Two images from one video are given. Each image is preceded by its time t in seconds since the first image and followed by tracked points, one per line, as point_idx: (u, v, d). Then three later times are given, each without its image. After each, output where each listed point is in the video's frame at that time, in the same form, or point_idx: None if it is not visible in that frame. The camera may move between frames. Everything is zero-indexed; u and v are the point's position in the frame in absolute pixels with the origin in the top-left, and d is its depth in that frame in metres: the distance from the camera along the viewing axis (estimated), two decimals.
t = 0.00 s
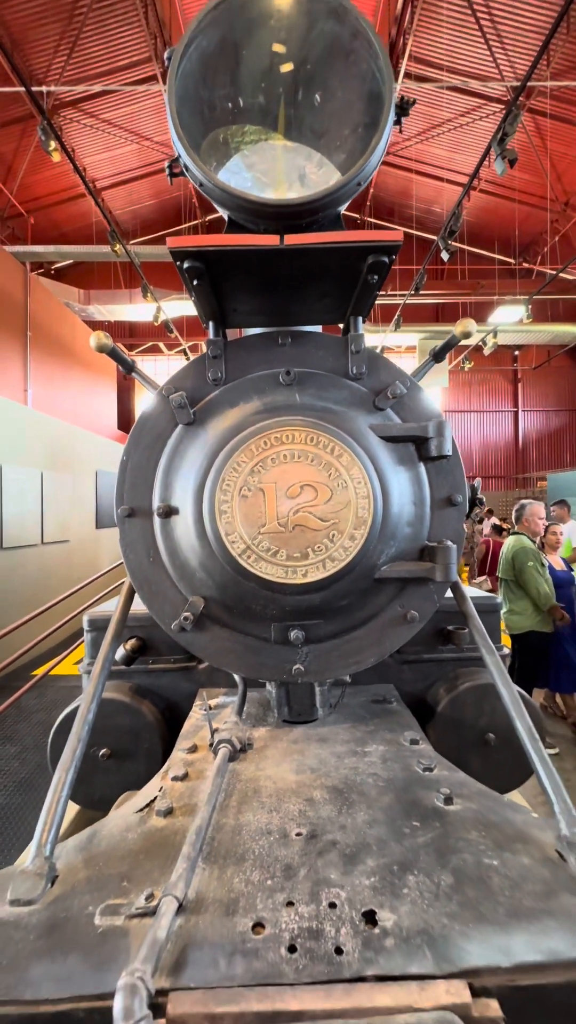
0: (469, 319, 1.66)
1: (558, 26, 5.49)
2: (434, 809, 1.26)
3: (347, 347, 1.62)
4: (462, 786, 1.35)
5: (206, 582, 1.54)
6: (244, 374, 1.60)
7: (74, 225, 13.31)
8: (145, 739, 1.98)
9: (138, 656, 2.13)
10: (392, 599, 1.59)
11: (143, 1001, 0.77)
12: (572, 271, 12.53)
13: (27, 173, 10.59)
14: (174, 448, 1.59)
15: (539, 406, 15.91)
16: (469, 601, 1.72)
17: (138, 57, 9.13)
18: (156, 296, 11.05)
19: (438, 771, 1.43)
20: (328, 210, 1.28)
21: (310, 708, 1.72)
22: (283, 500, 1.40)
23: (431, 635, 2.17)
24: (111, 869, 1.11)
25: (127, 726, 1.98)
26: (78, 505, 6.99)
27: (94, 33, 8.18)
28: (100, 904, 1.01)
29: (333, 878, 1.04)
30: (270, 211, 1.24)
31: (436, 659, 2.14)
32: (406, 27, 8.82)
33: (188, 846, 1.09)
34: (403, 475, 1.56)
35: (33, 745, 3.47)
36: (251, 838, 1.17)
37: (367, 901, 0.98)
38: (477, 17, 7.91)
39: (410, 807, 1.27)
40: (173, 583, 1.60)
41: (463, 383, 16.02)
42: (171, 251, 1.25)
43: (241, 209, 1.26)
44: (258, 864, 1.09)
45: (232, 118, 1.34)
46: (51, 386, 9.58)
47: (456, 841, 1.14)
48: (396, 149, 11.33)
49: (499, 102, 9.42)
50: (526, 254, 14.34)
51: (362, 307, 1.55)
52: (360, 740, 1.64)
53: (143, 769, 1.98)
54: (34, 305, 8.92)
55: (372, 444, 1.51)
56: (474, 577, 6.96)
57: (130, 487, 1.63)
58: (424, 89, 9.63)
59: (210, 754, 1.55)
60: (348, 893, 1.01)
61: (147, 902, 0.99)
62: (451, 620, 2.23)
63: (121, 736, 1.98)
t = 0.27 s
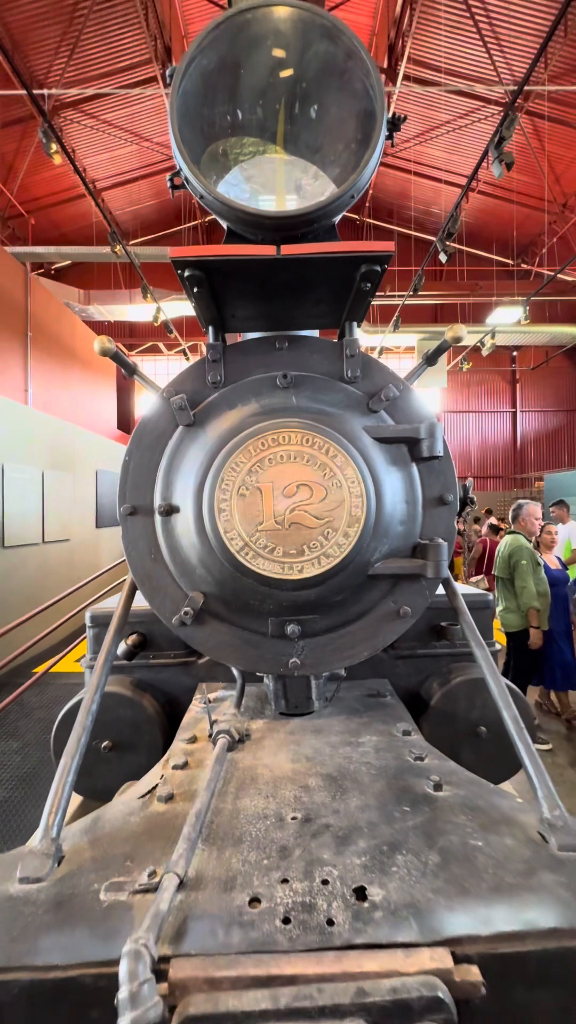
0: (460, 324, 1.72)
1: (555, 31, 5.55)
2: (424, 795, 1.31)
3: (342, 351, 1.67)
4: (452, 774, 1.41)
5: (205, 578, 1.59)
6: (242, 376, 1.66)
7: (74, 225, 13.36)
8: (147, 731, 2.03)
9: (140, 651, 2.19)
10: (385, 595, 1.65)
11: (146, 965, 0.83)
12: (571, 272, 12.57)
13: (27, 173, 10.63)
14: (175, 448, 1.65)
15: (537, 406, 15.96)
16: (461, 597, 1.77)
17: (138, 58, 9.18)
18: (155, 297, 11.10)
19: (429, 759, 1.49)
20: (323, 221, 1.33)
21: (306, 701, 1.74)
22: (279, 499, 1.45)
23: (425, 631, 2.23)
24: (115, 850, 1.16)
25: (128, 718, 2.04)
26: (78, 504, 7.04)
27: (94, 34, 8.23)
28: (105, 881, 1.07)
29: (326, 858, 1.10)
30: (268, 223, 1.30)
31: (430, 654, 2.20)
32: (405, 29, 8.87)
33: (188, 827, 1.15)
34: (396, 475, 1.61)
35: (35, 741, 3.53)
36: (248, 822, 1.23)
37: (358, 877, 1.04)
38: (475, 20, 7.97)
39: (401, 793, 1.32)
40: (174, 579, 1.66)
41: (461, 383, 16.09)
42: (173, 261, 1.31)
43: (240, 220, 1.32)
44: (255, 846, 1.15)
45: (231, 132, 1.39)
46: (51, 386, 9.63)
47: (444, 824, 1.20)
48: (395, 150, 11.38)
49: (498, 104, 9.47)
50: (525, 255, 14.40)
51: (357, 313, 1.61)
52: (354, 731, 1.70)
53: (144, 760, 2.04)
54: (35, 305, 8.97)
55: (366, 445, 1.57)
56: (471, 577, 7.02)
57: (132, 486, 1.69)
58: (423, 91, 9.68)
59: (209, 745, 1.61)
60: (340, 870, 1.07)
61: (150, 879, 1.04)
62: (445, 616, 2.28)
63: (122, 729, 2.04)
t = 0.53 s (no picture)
0: (453, 330, 1.79)
1: (552, 35, 5.60)
2: (414, 780, 1.38)
3: (338, 356, 1.74)
4: (442, 762, 1.47)
5: (206, 574, 1.66)
6: (242, 380, 1.72)
7: (76, 225, 13.41)
8: (149, 723, 2.10)
9: (142, 646, 2.26)
10: (379, 590, 1.72)
11: (152, 930, 0.90)
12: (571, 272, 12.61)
13: (29, 173, 10.69)
14: (177, 449, 1.71)
15: (537, 406, 16.00)
16: (452, 593, 1.84)
17: (140, 59, 9.21)
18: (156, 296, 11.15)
19: (420, 748, 1.55)
20: (320, 233, 1.39)
21: (303, 692, 1.80)
22: (277, 498, 1.52)
23: (420, 627, 2.30)
24: (121, 831, 1.23)
25: (132, 711, 2.11)
26: (80, 503, 7.11)
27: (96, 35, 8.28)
28: (112, 857, 1.14)
29: (320, 837, 1.17)
30: (266, 235, 1.36)
31: (425, 649, 2.26)
32: (406, 30, 8.93)
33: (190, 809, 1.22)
34: (389, 475, 1.68)
35: (39, 735, 3.60)
36: (247, 804, 1.30)
37: (349, 854, 1.11)
38: (476, 20, 8.01)
39: (393, 778, 1.39)
40: (176, 575, 1.72)
41: (461, 383, 16.13)
42: (176, 271, 1.37)
43: (239, 232, 1.38)
44: (253, 826, 1.22)
45: (231, 148, 1.46)
46: (53, 385, 9.70)
47: (433, 807, 1.26)
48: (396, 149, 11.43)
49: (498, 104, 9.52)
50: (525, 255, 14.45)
51: (352, 319, 1.68)
52: (350, 722, 1.76)
53: (147, 751, 2.10)
54: (37, 305, 9.04)
55: (361, 446, 1.63)
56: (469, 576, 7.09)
57: (136, 485, 1.75)
58: (423, 92, 9.73)
59: (210, 734, 1.68)
60: (332, 848, 1.13)
61: (153, 856, 1.11)
62: (439, 612, 2.35)
63: (126, 721, 2.11)
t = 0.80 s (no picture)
0: (447, 336, 1.85)
1: (551, 39, 5.65)
2: (407, 769, 1.44)
3: (336, 362, 1.80)
4: (434, 752, 1.53)
5: (208, 571, 1.72)
6: (243, 384, 1.79)
7: (77, 225, 13.48)
8: (153, 716, 2.16)
9: (146, 642, 2.32)
10: (375, 588, 1.78)
11: (158, 903, 0.96)
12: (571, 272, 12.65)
13: (31, 174, 10.74)
14: (180, 451, 1.77)
15: (537, 405, 16.03)
16: (446, 590, 1.90)
17: (141, 60, 9.24)
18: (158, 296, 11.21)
19: (414, 740, 1.61)
20: (318, 245, 1.46)
21: (302, 686, 1.87)
22: (277, 499, 1.58)
23: (416, 624, 2.35)
24: (127, 815, 1.29)
25: (136, 704, 2.17)
26: (83, 502, 7.17)
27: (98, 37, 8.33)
28: (119, 839, 1.20)
29: (317, 821, 1.23)
30: (267, 247, 1.42)
31: (421, 645, 2.32)
32: (406, 31, 8.97)
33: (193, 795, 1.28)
34: (385, 477, 1.74)
35: (43, 730, 3.66)
36: (247, 791, 1.36)
37: (344, 836, 1.17)
38: (476, 21, 8.05)
39: (387, 767, 1.45)
40: (179, 573, 1.79)
41: (462, 383, 16.16)
42: (180, 282, 1.43)
43: (241, 244, 1.44)
44: (253, 810, 1.28)
45: (232, 162, 1.52)
46: (56, 386, 9.77)
47: (425, 794, 1.33)
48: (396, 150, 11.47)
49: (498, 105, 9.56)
50: (525, 255, 14.49)
51: (349, 326, 1.74)
52: (347, 715, 1.83)
53: (150, 744, 2.16)
54: (39, 306, 9.10)
55: (357, 448, 1.69)
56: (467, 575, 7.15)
57: (140, 486, 1.82)
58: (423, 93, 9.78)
59: (211, 726, 1.74)
60: (328, 831, 1.19)
61: (158, 837, 1.18)
62: (434, 610, 2.41)
63: (130, 714, 2.17)
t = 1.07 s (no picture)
0: (442, 339, 1.91)
1: (548, 43, 5.69)
2: (401, 758, 1.50)
3: (334, 365, 1.85)
4: (428, 742, 1.59)
5: (210, 568, 1.77)
6: (243, 387, 1.84)
7: (78, 224, 13.51)
8: (155, 710, 2.22)
9: (148, 638, 2.38)
10: (372, 584, 1.83)
11: (163, 880, 1.01)
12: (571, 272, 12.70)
13: (31, 173, 10.78)
14: (182, 451, 1.83)
15: (537, 405, 16.09)
16: (441, 587, 1.96)
17: (142, 60, 9.26)
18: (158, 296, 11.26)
19: (408, 731, 1.67)
20: (315, 252, 1.51)
21: (300, 679, 1.93)
22: (276, 498, 1.63)
23: (412, 620, 2.41)
24: (132, 801, 1.35)
25: (138, 698, 2.23)
26: (84, 501, 7.23)
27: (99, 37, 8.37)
28: (124, 822, 1.26)
29: (313, 806, 1.29)
30: (266, 256, 1.48)
31: (417, 641, 2.38)
32: (406, 32, 9.00)
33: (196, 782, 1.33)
34: (381, 476, 1.79)
35: (46, 725, 3.72)
36: (247, 779, 1.42)
37: (339, 820, 1.23)
38: (475, 22, 8.08)
39: (381, 757, 1.51)
40: (181, 570, 1.84)
41: (461, 383, 16.21)
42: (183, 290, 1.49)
43: (242, 252, 1.49)
44: (253, 796, 1.34)
45: (234, 171, 1.57)
46: (56, 385, 9.82)
47: (417, 781, 1.38)
48: (396, 149, 11.52)
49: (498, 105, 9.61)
50: (524, 256, 14.53)
51: (346, 330, 1.79)
52: (343, 708, 1.88)
53: (152, 736, 2.22)
54: (40, 305, 9.15)
55: (354, 449, 1.75)
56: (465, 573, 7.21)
57: (144, 486, 1.87)
58: (423, 93, 9.82)
59: (212, 718, 1.80)
60: (324, 816, 1.25)
61: (162, 821, 1.24)
62: (429, 607, 2.46)
63: (133, 708, 2.23)
